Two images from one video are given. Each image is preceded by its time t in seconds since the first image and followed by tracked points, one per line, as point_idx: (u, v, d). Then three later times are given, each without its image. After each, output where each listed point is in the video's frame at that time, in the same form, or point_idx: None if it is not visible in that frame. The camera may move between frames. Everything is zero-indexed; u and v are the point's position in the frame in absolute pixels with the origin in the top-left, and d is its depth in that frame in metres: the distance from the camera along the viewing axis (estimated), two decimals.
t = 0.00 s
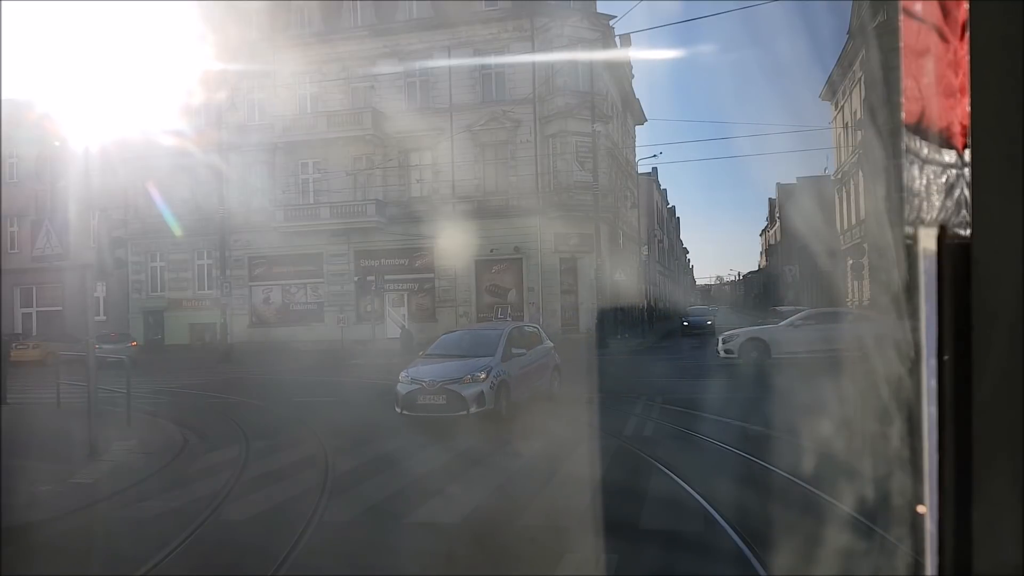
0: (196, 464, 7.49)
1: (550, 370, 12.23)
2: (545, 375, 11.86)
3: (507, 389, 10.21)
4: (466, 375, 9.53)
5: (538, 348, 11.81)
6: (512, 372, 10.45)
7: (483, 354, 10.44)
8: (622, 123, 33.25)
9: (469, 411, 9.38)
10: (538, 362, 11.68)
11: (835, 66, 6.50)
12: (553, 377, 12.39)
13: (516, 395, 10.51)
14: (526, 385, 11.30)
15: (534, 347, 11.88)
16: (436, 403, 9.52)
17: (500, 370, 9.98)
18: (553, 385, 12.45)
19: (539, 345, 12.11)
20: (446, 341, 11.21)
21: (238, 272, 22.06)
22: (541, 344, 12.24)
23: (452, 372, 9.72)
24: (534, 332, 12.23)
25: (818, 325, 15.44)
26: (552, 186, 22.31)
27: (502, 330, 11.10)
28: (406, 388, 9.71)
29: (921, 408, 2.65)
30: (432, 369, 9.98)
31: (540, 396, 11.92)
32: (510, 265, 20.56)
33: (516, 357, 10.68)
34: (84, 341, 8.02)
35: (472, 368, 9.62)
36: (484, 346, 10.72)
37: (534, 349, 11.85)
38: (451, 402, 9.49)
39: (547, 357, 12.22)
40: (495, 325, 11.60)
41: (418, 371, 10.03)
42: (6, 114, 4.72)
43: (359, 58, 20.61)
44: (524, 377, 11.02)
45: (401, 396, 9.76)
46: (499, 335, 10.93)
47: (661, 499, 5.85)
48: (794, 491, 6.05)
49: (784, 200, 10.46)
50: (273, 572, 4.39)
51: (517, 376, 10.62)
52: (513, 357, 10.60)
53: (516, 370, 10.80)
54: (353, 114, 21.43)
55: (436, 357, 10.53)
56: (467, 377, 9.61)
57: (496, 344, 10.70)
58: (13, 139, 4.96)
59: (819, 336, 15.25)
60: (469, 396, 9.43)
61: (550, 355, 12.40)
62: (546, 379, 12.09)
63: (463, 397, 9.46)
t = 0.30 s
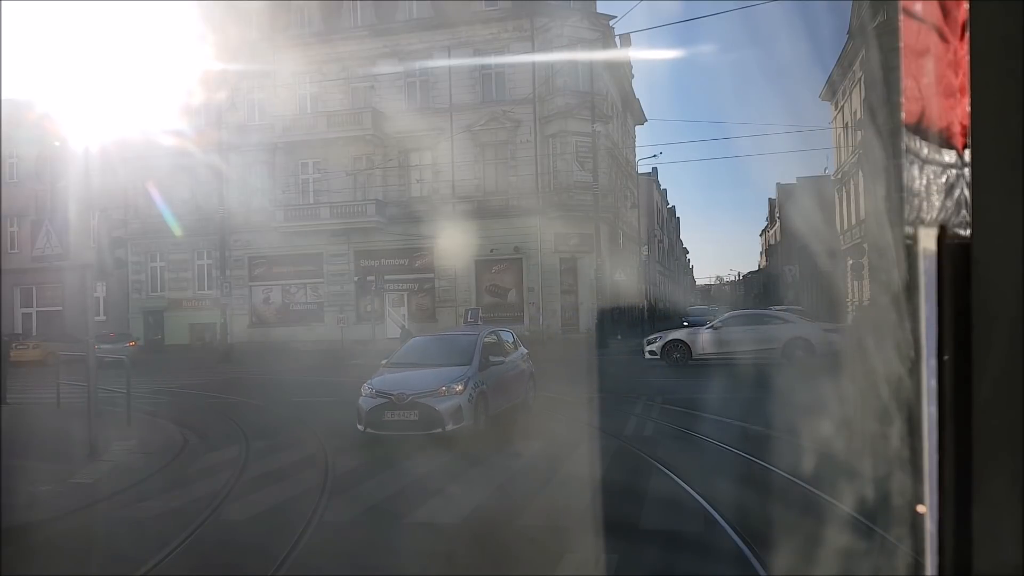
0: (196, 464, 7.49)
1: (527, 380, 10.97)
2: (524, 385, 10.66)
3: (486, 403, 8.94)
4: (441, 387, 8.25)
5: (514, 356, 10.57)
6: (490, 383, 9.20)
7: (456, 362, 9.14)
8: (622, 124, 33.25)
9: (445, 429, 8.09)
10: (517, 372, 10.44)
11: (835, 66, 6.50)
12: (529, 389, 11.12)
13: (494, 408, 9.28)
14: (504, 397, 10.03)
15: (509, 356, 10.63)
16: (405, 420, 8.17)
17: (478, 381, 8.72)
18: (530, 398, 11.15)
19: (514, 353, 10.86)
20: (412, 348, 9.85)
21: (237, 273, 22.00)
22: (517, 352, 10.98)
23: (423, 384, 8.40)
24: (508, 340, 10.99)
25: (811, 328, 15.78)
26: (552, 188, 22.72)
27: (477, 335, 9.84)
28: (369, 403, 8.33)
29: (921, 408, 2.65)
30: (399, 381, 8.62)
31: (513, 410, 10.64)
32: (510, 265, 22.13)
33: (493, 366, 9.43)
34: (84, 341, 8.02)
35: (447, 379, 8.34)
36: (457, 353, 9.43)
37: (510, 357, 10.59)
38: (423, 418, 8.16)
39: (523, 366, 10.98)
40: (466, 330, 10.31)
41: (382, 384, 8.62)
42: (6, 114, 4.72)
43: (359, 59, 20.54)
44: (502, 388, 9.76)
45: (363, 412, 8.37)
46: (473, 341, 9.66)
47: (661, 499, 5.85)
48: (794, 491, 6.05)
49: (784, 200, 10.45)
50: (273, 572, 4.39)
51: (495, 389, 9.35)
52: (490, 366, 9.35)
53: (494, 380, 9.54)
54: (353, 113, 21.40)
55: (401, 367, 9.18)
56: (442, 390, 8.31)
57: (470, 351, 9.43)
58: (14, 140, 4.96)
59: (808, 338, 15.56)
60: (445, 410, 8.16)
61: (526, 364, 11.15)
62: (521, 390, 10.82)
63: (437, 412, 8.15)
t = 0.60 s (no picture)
0: (196, 465, 7.47)
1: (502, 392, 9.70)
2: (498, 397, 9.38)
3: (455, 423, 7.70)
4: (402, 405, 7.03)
5: (487, 366, 9.31)
6: (460, 398, 7.95)
7: (421, 374, 7.89)
8: (622, 124, 33.25)
9: (406, 454, 6.85)
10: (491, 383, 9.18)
11: (835, 66, 6.51)
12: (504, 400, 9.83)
13: (463, 427, 8.05)
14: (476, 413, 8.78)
15: (482, 365, 9.37)
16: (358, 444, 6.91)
17: (445, 396, 7.49)
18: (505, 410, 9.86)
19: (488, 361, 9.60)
20: (369, 356, 8.56)
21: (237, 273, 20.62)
22: (491, 360, 9.72)
23: (382, 400, 7.16)
24: (482, 346, 9.72)
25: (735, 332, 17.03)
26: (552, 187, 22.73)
27: (446, 342, 8.59)
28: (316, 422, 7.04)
29: (922, 408, 2.64)
30: (352, 396, 7.33)
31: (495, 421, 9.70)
32: (510, 265, 22.22)
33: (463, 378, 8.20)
34: (84, 341, 8.02)
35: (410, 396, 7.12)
36: (422, 363, 8.19)
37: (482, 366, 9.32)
38: (380, 441, 6.91)
39: (498, 375, 9.71)
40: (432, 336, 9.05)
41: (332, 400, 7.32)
42: (7, 114, 4.73)
43: (358, 58, 20.92)
44: (473, 403, 8.53)
45: (309, 433, 7.08)
46: (441, 349, 8.40)
47: (661, 499, 5.85)
48: (794, 491, 6.05)
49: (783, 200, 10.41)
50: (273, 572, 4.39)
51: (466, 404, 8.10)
52: (460, 378, 8.13)
53: (464, 393, 8.30)
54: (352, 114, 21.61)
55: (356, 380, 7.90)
56: (403, 408, 7.05)
57: (438, 361, 8.19)
58: (14, 140, 4.96)
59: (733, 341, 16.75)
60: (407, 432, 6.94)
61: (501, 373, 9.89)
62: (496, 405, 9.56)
63: (396, 434, 6.91)
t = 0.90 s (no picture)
0: (196, 465, 7.49)
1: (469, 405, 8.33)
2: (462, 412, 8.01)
3: (405, 447, 6.35)
4: (335, 429, 5.71)
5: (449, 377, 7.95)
6: (413, 416, 6.61)
7: (366, 389, 6.56)
8: (621, 124, 33.27)
9: (339, 490, 5.53)
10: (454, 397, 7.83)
11: (835, 66, 6.51)
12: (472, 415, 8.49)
13: (417, 454, 6.68)
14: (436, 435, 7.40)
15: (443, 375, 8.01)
16: (281, 476, 5.60)
17: (391, 415, 6.16)
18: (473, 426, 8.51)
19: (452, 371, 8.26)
20: (308, 366, 7.18)
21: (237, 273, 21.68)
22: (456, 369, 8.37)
23: (312, 421, 5.85)
24: (445, 353, 8.38)
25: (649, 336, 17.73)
26: (551, 187, 22.77)
27: (399, 349, 7.26)
28: (231, 447, 5.73)
29: (922, 408, 2.64)
30: (276, 416, 6.01)
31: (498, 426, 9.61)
32: (510, 265, 22.23)
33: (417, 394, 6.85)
34: (84, 341, 8.02)
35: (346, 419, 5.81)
36: (370, 375, 6.83)
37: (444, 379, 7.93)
38: (309, 473, 5.59)
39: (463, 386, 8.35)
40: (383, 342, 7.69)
41: (252, 421, 5.96)
42: (7, 114, 4.73)
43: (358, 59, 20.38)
44: (432, 424, 7.16)
45: (223, 461, 5.77)
46: (393, 357, 7.06)
47: (661, 499, 5.86)
48: (794, 491, 6.05)
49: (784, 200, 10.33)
50: (273, 572, 4.39)
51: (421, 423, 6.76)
52: (413, 394, 6.78)
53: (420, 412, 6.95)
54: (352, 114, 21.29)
55: (288, 395, 6.58)
56: (338, 431, 5.73)
57: (386, 372, 6.83)
58: (14, 140, 4.97)
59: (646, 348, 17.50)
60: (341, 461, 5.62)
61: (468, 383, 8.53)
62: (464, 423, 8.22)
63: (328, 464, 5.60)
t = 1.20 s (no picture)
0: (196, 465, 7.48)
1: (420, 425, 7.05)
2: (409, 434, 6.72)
3: (318, 487, 5.10)
4: (211, 474, 4.51)
5: (390, 392, 6.66)
6: (331, 446, 5.36)
7: (272, 415, 5.34)
8: (621, 124, 33.30)
9: (215, 552, 4.37)
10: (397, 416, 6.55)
11: (835, 67, 6.52)
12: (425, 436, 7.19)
13: (343, 493, 5.43)
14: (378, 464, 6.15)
15: (383, 390, 6.73)
16: (141, 533, 4.45)
17: (294, 449, 4.93)
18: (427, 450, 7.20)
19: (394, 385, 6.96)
20: (216, 385, 6.01)
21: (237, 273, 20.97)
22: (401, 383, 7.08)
23: (188, 461, 4.68)
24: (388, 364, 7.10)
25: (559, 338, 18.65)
26: (551, 187, 23.92)
27: (323, 362, 6.02)
28: (86, 496, 4.60)
29: (922, 407, 2.66)
30: (145, 452, 4.84)
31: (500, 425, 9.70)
32: (510, 265, 23.01)
33: (340, 416, 5.59)
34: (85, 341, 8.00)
35: (230, 460, 4.60)
36: (281, 397, 5.60)
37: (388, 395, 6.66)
38: (177, 529, 4.43)
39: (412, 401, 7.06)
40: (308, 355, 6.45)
41: (112, 464, 4.78)
42: (7, 114, 4.73)
43: (359, 58, 20.35)
44: (369, 451, 5.91)
45: (79, 512, 4.67)
46: (313, 373, 5.84)
47: (662, 499, 5.85)
48: (794, 491, 6.05)
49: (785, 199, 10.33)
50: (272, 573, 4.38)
51: (343, 453, 5.49)
52: (335, 418, 5.52)
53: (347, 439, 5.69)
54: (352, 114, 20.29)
55: (180, 424, 5.42)
56: (217, 475, 4.54)
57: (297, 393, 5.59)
58: (14, 139, 4.97)
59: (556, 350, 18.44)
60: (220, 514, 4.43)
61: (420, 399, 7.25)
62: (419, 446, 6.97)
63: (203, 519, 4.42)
